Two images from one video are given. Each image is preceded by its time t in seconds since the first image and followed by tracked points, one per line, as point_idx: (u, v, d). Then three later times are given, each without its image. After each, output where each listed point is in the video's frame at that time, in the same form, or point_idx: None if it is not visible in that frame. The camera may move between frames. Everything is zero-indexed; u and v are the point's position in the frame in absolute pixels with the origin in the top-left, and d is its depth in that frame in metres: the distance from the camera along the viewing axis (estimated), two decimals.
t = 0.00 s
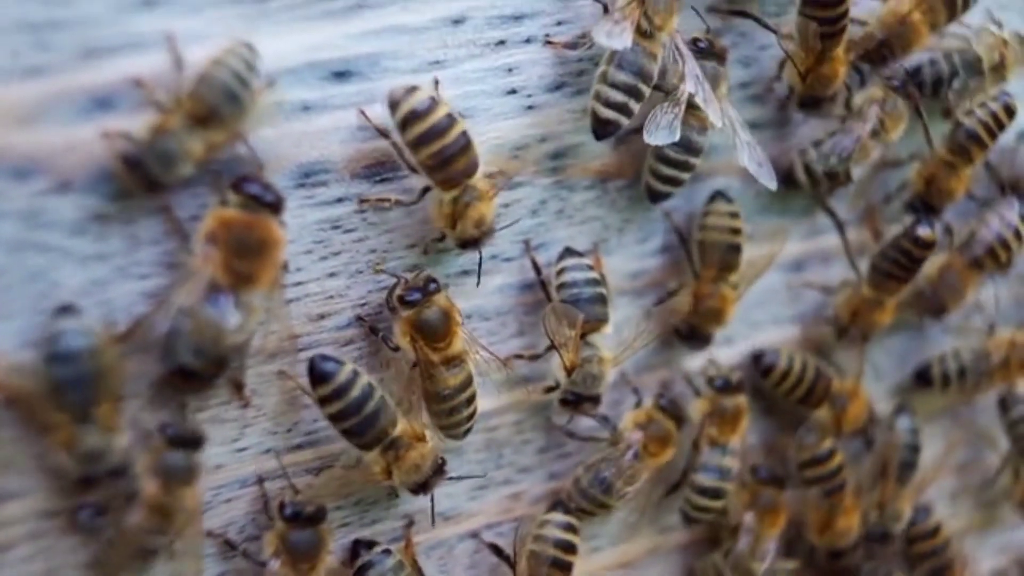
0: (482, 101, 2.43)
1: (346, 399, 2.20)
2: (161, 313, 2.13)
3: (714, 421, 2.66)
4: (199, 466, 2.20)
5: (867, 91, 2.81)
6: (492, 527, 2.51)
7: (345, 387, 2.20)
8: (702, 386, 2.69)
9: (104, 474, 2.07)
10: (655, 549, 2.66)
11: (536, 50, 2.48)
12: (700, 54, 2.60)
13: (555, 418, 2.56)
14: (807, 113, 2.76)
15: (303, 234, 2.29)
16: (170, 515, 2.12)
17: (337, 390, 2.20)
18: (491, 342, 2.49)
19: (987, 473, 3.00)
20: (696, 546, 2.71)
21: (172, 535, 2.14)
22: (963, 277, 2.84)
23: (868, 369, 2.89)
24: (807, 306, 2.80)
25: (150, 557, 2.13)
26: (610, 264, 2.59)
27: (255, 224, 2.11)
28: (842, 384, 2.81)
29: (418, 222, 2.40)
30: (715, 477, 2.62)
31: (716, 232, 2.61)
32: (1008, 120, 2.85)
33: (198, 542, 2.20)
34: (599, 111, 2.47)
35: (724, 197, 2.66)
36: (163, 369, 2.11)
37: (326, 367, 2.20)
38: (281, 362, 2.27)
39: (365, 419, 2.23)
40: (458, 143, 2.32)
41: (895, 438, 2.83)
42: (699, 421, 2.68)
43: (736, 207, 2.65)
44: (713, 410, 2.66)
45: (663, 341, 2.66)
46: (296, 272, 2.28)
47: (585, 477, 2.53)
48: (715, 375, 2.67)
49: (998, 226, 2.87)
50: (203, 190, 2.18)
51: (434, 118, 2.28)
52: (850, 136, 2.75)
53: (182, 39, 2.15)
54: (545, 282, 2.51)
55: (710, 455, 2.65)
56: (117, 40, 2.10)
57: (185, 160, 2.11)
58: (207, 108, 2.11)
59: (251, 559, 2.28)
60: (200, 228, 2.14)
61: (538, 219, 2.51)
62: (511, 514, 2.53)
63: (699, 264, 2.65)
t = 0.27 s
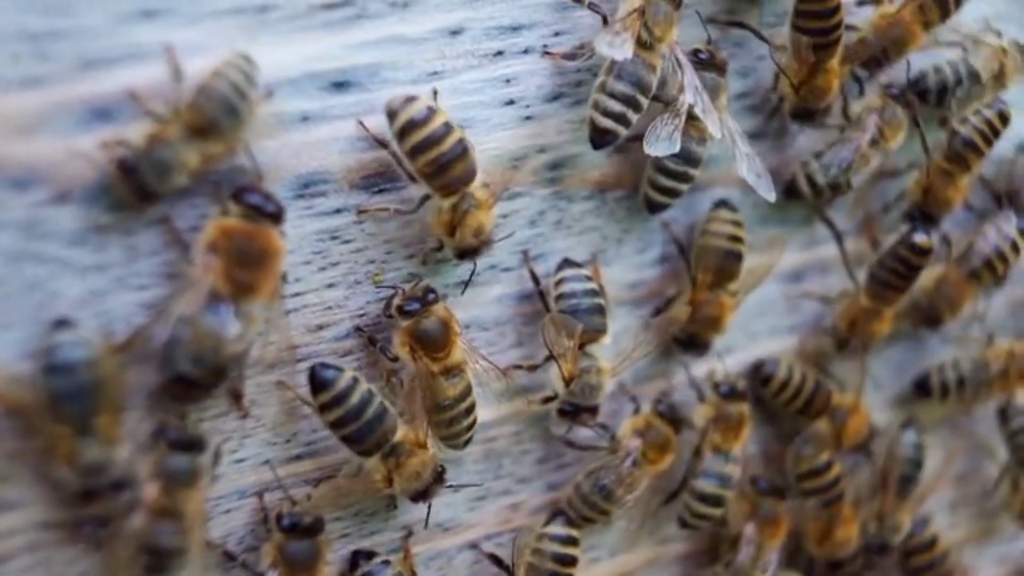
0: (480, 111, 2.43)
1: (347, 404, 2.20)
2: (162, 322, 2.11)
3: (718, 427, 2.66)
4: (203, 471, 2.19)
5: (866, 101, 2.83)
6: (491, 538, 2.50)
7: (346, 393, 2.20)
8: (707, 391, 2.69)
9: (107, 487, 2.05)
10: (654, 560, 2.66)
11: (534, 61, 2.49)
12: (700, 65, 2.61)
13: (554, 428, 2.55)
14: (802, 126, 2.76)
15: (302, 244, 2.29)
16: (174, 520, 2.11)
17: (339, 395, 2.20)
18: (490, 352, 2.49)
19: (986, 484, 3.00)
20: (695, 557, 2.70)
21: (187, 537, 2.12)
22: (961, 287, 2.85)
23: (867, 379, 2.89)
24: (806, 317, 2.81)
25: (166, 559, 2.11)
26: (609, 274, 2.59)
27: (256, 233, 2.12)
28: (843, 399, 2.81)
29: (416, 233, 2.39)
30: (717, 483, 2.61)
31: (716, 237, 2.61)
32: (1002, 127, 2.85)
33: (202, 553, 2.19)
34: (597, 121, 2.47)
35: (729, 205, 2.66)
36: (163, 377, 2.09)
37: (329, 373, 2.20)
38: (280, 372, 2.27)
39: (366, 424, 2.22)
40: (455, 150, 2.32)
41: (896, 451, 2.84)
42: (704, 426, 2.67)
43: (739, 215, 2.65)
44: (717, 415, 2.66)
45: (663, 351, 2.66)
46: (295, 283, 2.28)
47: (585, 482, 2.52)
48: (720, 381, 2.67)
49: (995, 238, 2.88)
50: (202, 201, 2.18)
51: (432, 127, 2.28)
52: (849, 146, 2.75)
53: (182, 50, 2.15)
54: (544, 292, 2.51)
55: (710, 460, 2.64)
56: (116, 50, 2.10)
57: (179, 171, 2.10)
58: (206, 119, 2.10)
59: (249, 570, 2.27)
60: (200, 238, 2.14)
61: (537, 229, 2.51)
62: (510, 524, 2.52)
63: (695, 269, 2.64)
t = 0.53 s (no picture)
0: (479, 124, 2.43)
1: (349, 417, 2.20)
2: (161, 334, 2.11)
3: (719, 437, 2.65)
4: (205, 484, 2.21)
5: (866, 109, 2.84)
6: (491, 550, 2.50)
7: (348, 406, 2.20)
8: (706, 402, 2.68)
9: (107, 500, 2.05)
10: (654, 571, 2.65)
11: (533, 73, 2.49)
12: (703, 75, 2.61)
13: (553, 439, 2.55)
14: (799, 139, 2.75)
15: (301, 256, 2.29)
16: (173, 527, 2.11)
17: (341, 407, 2.20)
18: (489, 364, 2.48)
19: (986, 494, 2.99)
20: (695, 567, 2.70)
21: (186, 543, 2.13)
22: (959, 298, 2.85)
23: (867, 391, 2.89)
24: (805, 327, 2.80)
25: (166, 567, 2.13)
26: (608, 286, 2.59)
27: (255, 244, 2.12)
28: (844, 412, 2.80)
29: (413, 244, 2.39)
30: (717, 495, 2.60)
31: (713, 255, 2.62)
32: (1001, 138, 2.85)
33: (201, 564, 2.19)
34: (597, 132, 2.48)
35: (731, 217, 2.66)
36: (162, 389, 2.10)
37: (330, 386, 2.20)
38: (279, 385, 2.27)
39: (367, 438, 2.22)
40: (468, 158, 2.33)
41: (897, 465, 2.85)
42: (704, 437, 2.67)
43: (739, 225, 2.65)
44: (718, 426, 2.65)
45: (663, 361, 2.66)
46: (293, 295, 2.28)
47: (585, 492, 2.51)
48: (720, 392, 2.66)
49: (994, 249, 2.88)
50: (200, 213, 2.18)
51: (451, 134, 2.29)
52: (846, 155, 2.75)
53: (178, 63, 2.16)
54: (542, 305, 2.51)
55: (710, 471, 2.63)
56: (114, 63, 2.11)
57: (172, 181, 2.10)
58: (200, 131, 2.10)
59: None
60: (200, 250, 2.14)
61: (535, 241, 2.51)
62: (510, 536, 2.52)
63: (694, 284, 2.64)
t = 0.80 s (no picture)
0: (478, 134, 2.44)
1: (351, 427, 2.20)
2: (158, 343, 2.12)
3: (718, 447, 2.64)
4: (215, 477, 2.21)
5: (866, 116, 2.85)
6: (489, 561, 2.49)
7: (350, 415, 2.19)
8: (706, 411, 2.69)
9: (106, 511, 2.06)
10: None
11: (532, 84, 2.49)
12: (705, 83, 2.61)
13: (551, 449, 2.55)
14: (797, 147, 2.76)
15: (300, 266, 2.29)
16: (187, 536, 2.11)
17: (343, 415, 2.19)
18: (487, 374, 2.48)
19: (985, 505, 2.99)
20: None
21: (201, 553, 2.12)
22: (958, 309, 2.85)
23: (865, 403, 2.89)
24: (803, 338, 2.81)
25: None
26: (607, 296, 2.59)
27: (255, 252, 2.11)
28: (842, 424, 2.80)
29: (412, 254, 2.39)
30: (713, 507, 2.59)
31: (711, 261, 2.62)
32: (1000, 150, 2.85)
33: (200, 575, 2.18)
34: (594, 143, 2.48)
35: (723, 226, 2.66)
36: (161, 399, 2.10)
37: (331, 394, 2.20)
38: (277, 395, 2.26)
39: (369, 448, 2.22)
40: (469, 167, 2.33)
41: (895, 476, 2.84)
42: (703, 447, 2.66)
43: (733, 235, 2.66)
44: (717, 435, 2.64)
45: (662, 372, 2.66)
46: (291, 305, 2.28)
47: (586, 500, 2.51)
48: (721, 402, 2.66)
49: (993, 262, 2.89)
50: (199, 224, 2.18)
51: (453, 143, 2.29)
52: (846, 163, 2.76)
53: (177, 73, 2.16)
54: (540, 316, 2.51)
55: (710, 486, 2.61)
56: (114, 73, 2.11)
57: (167, 189, 2.08)
58: (197, 140, 2.10)
59: None
60: (200, 259, 2.13)
61: (534, 251, 2.51)
62: (508, 547, 2.51)
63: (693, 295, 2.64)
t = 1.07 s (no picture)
0: (477, 145, 2.45)
1: (351, 436, 2.20)
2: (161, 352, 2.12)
3: (717, 454, 2.64)
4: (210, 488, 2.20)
5: (866, 123, 2.85)
6: (487, 571, 2.49)
7: (350, 423, 2.20)
8: (705, 420, 2.69)
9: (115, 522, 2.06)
10: None
11: (531, 94, 2.50)
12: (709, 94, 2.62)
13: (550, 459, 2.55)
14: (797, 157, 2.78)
15: (299, 277, 2.29)
16: (188, 556, 2.12)
17: (343, 424, 2.19)
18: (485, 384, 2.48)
19: (982, 515, 3.00)
20: None
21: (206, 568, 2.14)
22: (955, 319, 2.85)
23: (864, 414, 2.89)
24: (802, 347, 2.81)
25: None
26: (606, 305, 2.60)
27: (255, 260, 2.11)
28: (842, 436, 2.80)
29: (411, 263, 2.39)
30: (706, 521, 2.59)
31: (705, 270, 2.62)
32: (998, 161, 2.86)
33: None
34: (593, 155, 2.49)
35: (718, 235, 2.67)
36: (163, 407, 2.10)
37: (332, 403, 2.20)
38: (277, 405, 2.27)
39: (370, 457, 2.22)
40: (463, 175, 2.34)
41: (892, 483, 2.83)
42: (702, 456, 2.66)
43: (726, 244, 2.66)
44: (717, 443, 2.65)
45: (661, 382, 2.67)
46: (290, 316, 2.28)
47: (589, 509, 2.52)
48: (721, 411, 2.67)
49: (993, 274, 2.89)
50: (199, 234, 2.18)
51: (445, 151, 2.30)
52: (845, 168, 2.76)
53: (177, 84, 2.16)
54: (539, 325, 2.51)
55: (709, 495, 2.61)
56: (115, 83, 2.12)
57: (162, 198, 2.09)
58: (192, 149, 2.10)
59: None
60: (200, 266, 2.13)
61: (533, 261, 2.52)
62: (506, 557, 2.51)
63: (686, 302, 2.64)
